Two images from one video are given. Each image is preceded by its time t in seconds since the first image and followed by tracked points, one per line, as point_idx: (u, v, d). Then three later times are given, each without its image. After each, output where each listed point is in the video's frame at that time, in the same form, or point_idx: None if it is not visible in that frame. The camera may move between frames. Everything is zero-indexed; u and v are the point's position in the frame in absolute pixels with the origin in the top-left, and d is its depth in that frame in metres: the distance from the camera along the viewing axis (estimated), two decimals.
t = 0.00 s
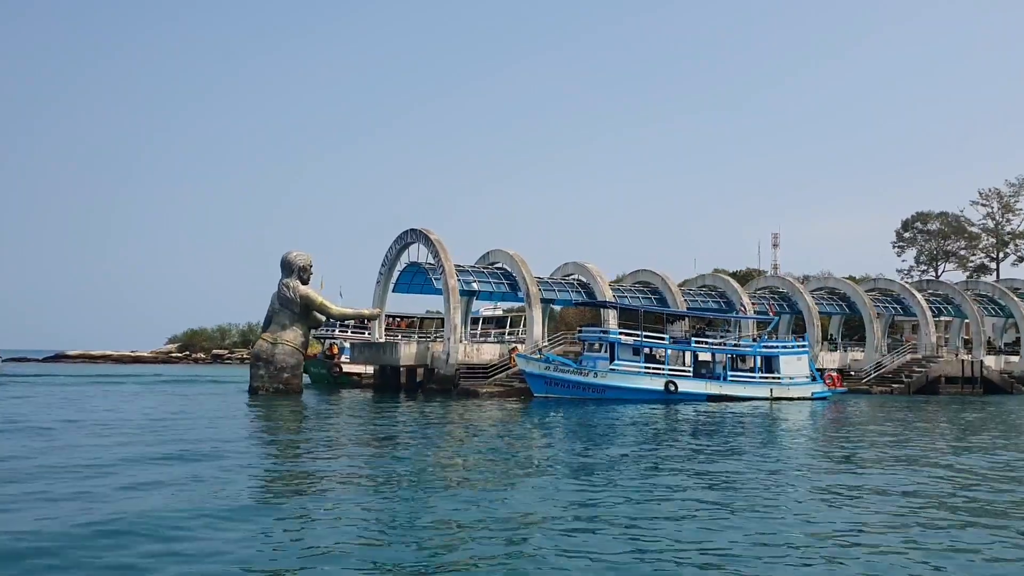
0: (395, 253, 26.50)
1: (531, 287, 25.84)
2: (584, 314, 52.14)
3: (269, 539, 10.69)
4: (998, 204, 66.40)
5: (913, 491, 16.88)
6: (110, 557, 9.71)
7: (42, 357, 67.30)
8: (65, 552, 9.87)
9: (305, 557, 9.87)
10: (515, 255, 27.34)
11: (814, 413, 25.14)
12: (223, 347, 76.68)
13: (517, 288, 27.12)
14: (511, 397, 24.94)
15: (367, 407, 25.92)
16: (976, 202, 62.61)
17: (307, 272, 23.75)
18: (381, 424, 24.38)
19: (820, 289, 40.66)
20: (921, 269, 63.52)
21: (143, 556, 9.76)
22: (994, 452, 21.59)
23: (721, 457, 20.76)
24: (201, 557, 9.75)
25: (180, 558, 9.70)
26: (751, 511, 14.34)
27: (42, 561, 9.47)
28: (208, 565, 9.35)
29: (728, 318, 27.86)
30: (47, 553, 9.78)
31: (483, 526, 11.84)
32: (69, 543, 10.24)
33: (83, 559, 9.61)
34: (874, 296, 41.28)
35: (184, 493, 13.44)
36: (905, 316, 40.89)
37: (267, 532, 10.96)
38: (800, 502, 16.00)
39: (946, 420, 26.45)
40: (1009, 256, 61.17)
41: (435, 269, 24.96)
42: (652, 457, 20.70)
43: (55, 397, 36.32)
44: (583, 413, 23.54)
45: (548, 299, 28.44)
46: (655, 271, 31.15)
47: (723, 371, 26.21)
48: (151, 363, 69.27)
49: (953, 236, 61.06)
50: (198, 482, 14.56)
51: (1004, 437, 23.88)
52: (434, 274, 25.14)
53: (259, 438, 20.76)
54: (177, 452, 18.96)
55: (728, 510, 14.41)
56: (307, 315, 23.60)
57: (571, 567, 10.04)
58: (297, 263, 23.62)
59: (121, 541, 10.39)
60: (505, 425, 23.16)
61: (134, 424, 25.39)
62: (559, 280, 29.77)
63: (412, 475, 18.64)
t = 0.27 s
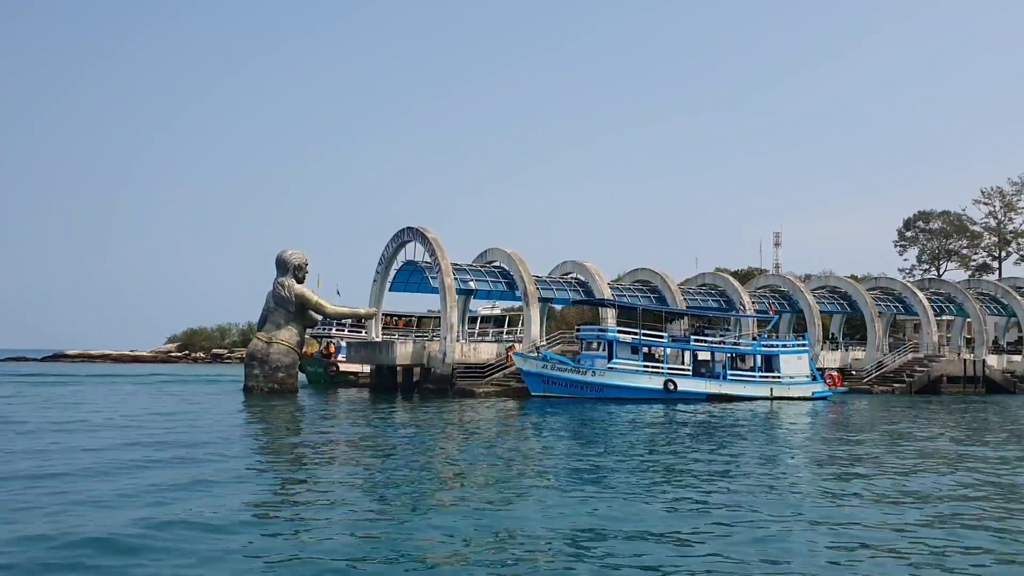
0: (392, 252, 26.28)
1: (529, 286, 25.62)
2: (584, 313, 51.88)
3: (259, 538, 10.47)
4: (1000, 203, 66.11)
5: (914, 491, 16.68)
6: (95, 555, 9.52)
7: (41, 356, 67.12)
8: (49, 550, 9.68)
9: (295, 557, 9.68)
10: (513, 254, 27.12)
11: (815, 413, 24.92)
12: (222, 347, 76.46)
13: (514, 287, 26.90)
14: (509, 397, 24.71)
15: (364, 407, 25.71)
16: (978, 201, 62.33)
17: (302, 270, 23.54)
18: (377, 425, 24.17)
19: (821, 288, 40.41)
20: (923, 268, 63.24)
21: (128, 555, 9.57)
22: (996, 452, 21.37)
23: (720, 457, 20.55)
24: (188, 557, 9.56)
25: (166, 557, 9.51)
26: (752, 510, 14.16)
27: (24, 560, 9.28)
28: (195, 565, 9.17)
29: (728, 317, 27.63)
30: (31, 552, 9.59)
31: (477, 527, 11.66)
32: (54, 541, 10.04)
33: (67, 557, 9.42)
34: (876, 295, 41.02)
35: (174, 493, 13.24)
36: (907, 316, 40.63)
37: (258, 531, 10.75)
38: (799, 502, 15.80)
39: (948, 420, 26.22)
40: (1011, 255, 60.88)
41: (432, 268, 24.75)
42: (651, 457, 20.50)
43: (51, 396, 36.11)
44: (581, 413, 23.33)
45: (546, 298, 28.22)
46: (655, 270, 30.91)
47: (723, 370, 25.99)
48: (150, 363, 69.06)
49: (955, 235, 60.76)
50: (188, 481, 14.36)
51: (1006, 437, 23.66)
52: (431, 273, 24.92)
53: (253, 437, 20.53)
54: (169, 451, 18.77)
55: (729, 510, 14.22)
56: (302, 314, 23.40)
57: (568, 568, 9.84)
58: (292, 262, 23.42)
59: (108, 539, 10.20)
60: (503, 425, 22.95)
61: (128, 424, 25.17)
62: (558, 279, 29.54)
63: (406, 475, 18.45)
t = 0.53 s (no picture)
0: (389, 250, 26.06)
1: (527, 284, 25.38)
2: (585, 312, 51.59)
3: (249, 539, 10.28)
4: (1003, 202, 65.79)
5: (916, 491, 16.44)
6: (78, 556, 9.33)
7: (41, 356, 67.02)
8: (33, 552, 9.49)
9: (284, 556, 9.50)
10: (511, 252, 26.88)
11: (816, 413, 24.66)
12: (222, 346, 76.29)
13: (513, 285, 26.66)
14: (506, 397, 24.47)
15: (360, 407, 25.50)
16: (981, 200, 61.99)
17: (298, 269, 23.32)
18: (374, 425, 23.94)
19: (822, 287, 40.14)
20: (926, 268, 62.92)
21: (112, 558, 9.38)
22: (1000, 452, 21.10)
23: (720, 457, 20.31)
24: (173, 559, 9.36)
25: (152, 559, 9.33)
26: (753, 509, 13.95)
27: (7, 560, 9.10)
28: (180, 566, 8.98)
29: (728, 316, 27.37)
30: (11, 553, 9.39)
31: (469, 527, 11.47)
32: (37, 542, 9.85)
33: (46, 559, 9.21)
34: (878, 294, 40.73)
35: (164, 493, 13.05)
36: (909, 315, 40.33)
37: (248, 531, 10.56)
38: (801, 501, 15.57)
39: (951, 420, 25.95)
40: (1015, 254, 60.55)
41: (429, 266, 24.51)
42: (650, 457, 20.26)
43: (47, 396, 35.94)
44: (580, 413, 23.10)
45: (545, 297, 27.97)
46: (654, 269, 30.66)
47: (723, 369, 25.76)
48: (150, 363, 68.93)
49: (958, 234, 60.44)
50: (179, 481, 14.14)
51: (1010, 437, 23.39)
52: (428, 271, 24.69)
53: (247, 437, 20.31)
54: (162, 451, 18.56)
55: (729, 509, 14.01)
56: (298, 312, 23.18)
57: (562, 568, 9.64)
58: (288, 260, 23.20)
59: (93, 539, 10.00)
60: (500, 425, 22.71)
61: (123, 423, 24.97)
62: (556, 278, 29.29)
63: (402, 475, 18.23)
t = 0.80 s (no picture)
0: (386, 249, 25.83)
1: (524, 283, 25.14)
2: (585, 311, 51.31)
3: (236, 534, 10.10)
4: (1006, 201, 65.47)
5: (917, 491, 16.21)
6: (59, 550, 9.12)
7: (41, 356, 66.88)
8: (13, 546, 9.28)
9: (270, 553, 9.29)
10: (509, 251, 26.65)
11: (817, 414, 24.40)
12: (222, 346, 76.08)
13: (511, 284, 26.42)
14: (504, 397, 24.24)
15: (356, 407, 25.27)
16: (984, 200, 61.67)
17: (293, 268, 23.10)
18: (369, 425, 23.69)
19: (824, 286, 39.86)
20: (928, 267, 62.61)
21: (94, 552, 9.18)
22: (1003, 452, 20.84)
23: (719, 458, 20.07)
24: (156, 552, 9.15)
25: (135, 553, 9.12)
26: (754, 510, 13.79)
27: None
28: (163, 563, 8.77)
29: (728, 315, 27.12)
30: None
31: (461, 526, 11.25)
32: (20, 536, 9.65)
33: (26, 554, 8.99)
34: (880, 294, 40.44)
35: (152, 492, 12.84)
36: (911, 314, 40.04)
37: (236, 525, 10.37)
38: (801, 502, 15.34)
39: (953, 420, 25.69)
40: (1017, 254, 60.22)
41: (426, 265, 24.28)
42: (648, 457, 20.02)
43: (44, 395, 35.78)
44: (578, 413, 22.86)
45: (543, 296, 27.73)
46: (654, 268, 30.41)
47: (723, 369, 25.52)
48: (150, 363, 68.79)
49: (961, 234, 60.11)
50: (168, 480, 13.92)
51: (1012, 437, 23.12)
52: (424, 270, 24.46)
53: (240, 437, 20.08)
54: (155, 452, 18.34)
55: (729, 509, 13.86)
56: (293, 312, 22.95)
57: (556, 569, 9.47)
58: (283, 259, 22.98)
59: (76, 534, 9.79)
60: (497, 425, 22.48)
61: (117, 423, 24.75)
62: (555, 277, 29.05)
63: (397, 476, 18.00)
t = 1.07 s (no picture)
0: (383, 248, 25.62)
1: (522, 283, 24.91)
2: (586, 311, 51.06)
3: (228, 542, 9.95)
4: (1009, 200, 65.11)
5: (919, 493, 15.98)
6: (42, 557, 8.95)
7: (41, 356, 66.76)
8: None
9: (257, 559, 9.11)
10: (507, 250, 26.41)
11: (818, 415, 24.17)
12: (223, 345, 75.89)
13: (508, 284, 26.19)
14: (502, 398, 24.02)
15: (353, 408, 25.06)
16: (987, 199, 61.32)
17: (289, 267, 22.89)
18: (366, 425, 23.50)
19: (825, 286, 39.58)
20: (931, 267, 62.27)
21: (78, 559, 9.01)
22: (1006, 453, 20.60)
23: (719, 459, 19.84)
24: (141, 561, 8.98)
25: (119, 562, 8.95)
26: (754, 510, 13.64)
27: None
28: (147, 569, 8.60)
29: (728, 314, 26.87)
30: None
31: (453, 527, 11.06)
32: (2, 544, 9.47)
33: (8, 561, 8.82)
34: (882, 293, 40.15)
35: (141, 495, 12.65)
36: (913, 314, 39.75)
37: (227, 530, 10.22)
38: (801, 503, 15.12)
39: (955, 421, 25.44)
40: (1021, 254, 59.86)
41: (423, 264, 24.07)
42: (647, 458, 19.80)
43: (41, 395, 35.60)
44: (576, 413, 22.64)
45: (541, 295, 27.50)
46: (653, 267, 30.16)
47: (723, 369, 25.28)
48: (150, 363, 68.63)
49: (964, 233, 59.75)
50: (158, 483, 13.74)
51: (1016, 438, 22.87)
52: (421, 269, 24.23)
53: (235, 438, 19.89)
54: (148, 453, 18.16)
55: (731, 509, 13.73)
56: (288, 311, 22.74)
57: (553, 570, 9.33)
58: (278, 258, 22.77)
59: (60, 542, 9.61)
60: (494, 426, 22.27)
61: (112, 424, 24.56)
62: (554, 276, 28.82)
63: (392, 477, 17.79)
